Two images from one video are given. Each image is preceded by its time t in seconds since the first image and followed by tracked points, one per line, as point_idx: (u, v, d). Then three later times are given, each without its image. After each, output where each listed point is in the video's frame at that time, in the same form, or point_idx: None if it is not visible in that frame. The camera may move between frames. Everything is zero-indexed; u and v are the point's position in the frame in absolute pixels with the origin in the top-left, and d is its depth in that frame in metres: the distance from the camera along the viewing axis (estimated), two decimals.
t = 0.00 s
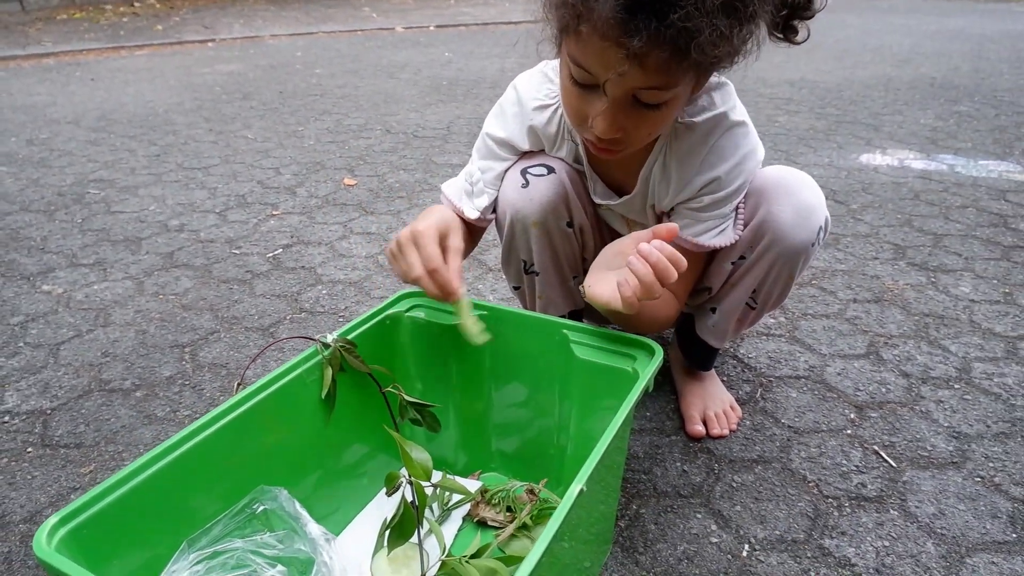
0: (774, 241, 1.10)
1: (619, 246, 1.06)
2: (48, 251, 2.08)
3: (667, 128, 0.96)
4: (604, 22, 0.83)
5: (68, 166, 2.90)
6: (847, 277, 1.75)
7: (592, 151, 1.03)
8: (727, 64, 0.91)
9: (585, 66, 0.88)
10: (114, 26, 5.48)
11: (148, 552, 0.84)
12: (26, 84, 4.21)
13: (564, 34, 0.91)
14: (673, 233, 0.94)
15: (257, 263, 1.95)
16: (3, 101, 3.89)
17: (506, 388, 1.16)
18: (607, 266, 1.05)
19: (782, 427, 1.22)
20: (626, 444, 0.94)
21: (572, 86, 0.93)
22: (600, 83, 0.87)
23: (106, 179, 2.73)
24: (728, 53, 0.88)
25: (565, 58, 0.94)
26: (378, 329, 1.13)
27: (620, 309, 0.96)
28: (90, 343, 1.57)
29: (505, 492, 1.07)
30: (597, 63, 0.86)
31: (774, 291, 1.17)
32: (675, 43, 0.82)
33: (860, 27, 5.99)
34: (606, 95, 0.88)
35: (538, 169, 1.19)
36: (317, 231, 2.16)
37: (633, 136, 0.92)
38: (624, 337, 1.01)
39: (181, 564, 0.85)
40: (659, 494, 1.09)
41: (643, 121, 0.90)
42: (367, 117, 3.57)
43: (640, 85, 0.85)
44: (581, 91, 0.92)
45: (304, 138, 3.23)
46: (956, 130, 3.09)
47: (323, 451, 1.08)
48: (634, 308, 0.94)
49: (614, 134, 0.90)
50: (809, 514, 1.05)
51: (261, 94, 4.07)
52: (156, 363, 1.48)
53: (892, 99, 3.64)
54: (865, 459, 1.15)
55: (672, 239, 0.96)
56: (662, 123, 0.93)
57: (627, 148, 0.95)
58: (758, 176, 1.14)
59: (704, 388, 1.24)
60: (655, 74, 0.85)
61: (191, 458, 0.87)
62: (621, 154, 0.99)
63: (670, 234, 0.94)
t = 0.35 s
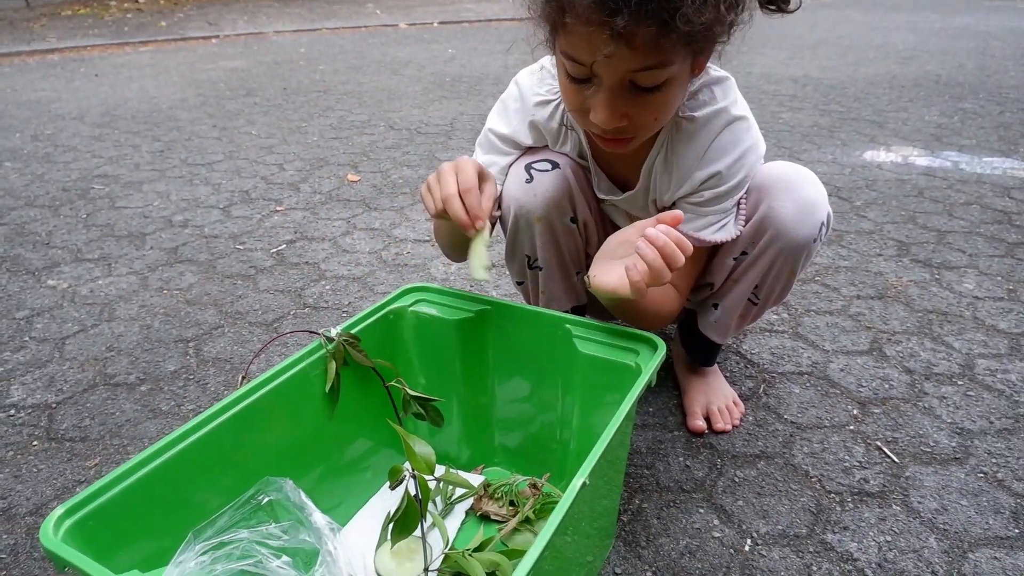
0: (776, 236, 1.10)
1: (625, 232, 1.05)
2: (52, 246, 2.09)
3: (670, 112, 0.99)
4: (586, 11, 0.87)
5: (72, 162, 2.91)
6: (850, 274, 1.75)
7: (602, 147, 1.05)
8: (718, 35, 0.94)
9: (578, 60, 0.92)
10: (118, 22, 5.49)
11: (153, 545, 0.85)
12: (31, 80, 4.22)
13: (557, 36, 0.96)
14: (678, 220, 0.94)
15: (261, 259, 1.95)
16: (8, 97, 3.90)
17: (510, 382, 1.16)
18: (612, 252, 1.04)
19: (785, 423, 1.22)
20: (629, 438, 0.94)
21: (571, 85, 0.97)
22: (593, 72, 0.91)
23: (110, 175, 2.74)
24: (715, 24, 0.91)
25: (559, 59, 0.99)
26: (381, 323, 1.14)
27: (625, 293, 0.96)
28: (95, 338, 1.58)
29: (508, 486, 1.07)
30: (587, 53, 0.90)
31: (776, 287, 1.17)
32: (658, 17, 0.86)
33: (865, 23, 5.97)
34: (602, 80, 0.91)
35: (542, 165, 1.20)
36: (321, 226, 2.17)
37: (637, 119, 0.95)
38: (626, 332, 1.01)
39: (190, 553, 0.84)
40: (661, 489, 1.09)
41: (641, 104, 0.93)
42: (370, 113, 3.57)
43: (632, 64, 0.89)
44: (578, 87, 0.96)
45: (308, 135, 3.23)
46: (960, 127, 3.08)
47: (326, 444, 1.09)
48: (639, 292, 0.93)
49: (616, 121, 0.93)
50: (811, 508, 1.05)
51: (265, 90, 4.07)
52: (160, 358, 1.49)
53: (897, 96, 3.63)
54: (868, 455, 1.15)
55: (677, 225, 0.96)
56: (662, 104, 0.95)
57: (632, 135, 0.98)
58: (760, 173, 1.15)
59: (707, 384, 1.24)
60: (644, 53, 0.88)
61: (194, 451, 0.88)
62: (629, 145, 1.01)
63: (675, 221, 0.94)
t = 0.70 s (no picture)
0: (778, 231, 1.10)
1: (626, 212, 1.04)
2: (56, 243, 2.09)
3: (670, 95, 0.99)
4: None
5: (75, 160, 2.91)
6: (853, 271, 1.75)
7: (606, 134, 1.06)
8: (711, 14, 0.95)
9: (573, 46, 0.93)
10: (120, 20, 5.49)
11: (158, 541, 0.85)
12: (33, 78, 4.22)
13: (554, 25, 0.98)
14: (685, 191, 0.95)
15: (264, 256, 1.96)
16: (11, 95, 3.90)
17: (512, 380, 1.17)
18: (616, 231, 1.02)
19: (787, 420, 1.22)
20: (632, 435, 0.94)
21: (570, 72, 0.98)
22: (590, 57, 0.92)
23: (113, 173, 2.74)
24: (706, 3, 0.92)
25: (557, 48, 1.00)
26: (384, 321, 1.14)
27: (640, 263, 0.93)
28: (98, 336, 1.58)
29: (511, 483, 1.07)
30: (582, 37, 0.91)
31: (779, 283, 1.16)
32: None
33: (868, 21, 5.95)
34: (598, 64, 0.92)
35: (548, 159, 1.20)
36: (323, 224, 2.17)
37: (637, 101, 0.96)
38: (628, 329, 1.02)
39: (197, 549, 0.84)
40: (664, 486, 1.09)
41: (640, 86, 0.94)
42: (372, 111, 3.57)
43: (626, 46, 0.89)
44: (576, 74, 0.97)
45: (310, 133, 3.23)
46: (963, 125, 3.07)
47: (329, 441, 1.09)
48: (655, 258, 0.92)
49: (615, 105, 0.94)
50: (814, 505, 1.05)
51: (267, 89, 4.07)
52: (164, 355, 1.49)
53: (899, 93, 3.63)
54: (870, 451, 1.16)
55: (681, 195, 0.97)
56: (660, 86, 0.96)
57: (634, 119, 0.98)
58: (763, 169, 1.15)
59: (710, 380, 1.25)
60: (639, 35, 0.89)
61: (197, 448, 0.88)
62: (632, 131, 1.02)
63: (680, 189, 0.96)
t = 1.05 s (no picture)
0: (778, 227, 1.11)
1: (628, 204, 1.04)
2: (56, 242, 2.09)
3: (672, 88, 1.00)
4: None
5: (75, 159, 2.91)
6: (853, 269, 1.75)
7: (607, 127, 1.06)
8: (715, 7, 0.95)
9: (578, 39, 0.93)
10: (119, 19, 5.48)
11: (162, 538, 0.86)
12: (33, 77, 4.22)
13: (557, 18, 0.98)
14: (685, 173, 0.96)
15: (265, 255, 1.96)
16: (10, 94, 3.90)
17: (513, 378, 1.17)
18: (621, 223, 1.02)
19: (788, 417, 1.23)
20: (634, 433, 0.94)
21: (573, 65, 0.98)
22: (593, 49, 0.93)
23: (113, 172, 2.74)
24: None
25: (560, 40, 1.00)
26: (385, 319, 1.15)
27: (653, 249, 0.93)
28: (100, 334, 1.58)
29: (512, 480, 1.08)
30: (587, 29, 0.91)
31: (780, 280, 1.17)
32: None
33: (867, 19, 5.96)
34: (603, 57, 0.93)
35: (550, 158, 1.20)
36: (323, 223, 2.17)
37: (640, 94, 0.96)
38: (630, 327, 1.02)
39: (202, 545, 0.85)
40: (664, 483, 1.10)
41: (643, 78, 0.95)
42: (372, 110, 3.57)
43: (630, 39, 0.90)
44: (579, 66, 0.98)
45: (310, 132, 3.23)
46: (962, 123, 3.07)
47: (331, 438, 1.09)
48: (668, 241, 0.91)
49: (617, 97, 0.95)
50: (815, 502, 1.06)
51: (267, 88, 4.07)
52: (165, 354, 1.49)
53: (898, 92, 3.63)
54: (870, 449, 1.16)
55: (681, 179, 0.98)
56: (663, 79, 0.96)
57: (637, 112, 0.99)
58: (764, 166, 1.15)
59: (711, 378, 1.25)
60: (642, 27, 0.89)
61: (198, 446, 0.88)
62: (633, 124, 1.02)
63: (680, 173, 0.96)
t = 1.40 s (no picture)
0: (777, 231, 1.11)
1: (630, 211, 1.04)
2: (57, 243, 2.09)
3: (681, 90, 1.01)
4: None
5: (76, 159, 2.91)
6: (853, 273, 1.76)
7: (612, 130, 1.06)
8: (722, 14, 0.98)
9: (598, 36, 0.93)
10: (120, 20, 5.49)
11: (165, 538, 0.86)
12: (34, 77, 4.22)
13: (571, 18, 0.98)
14: (683, 178, 0.96)
15: (266, 257, 1.96)
16: (11, 94, 3.90)
17: (516, 381, 1.17)
18: (624, 230, 1.02)
19: (789, 421, 1.23)
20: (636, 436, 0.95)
21: (587, 65, 0.98)
22: (615, 46, 0.93)
23: (114, 173, 2.74)
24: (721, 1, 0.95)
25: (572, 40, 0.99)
26: (388, 322, 1.14)
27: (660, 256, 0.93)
28: (100, 335, 1.58)
29: (514, 484, 1.08)
30: (610, 25, 0.91)
31: (779, 284, 1.17)
32: None
33: (867, 23, 5.97)
34: (624, 54, 0.93)
35: (551, 162, 1.20)
36: (324, 225, 2.17)
37: (656, 93, 0.96)
38: (632, 330, 1.02)
39: (207, 546, 0.85)
40: (666, 487, 1.10)
41: (659, 77, 0.95)
42: (373, 112, 3.57)
43: (654, 36, 0.90)
44: (595, 66, 0.97)
45: (311, 133, 3.23)
46: (962, 127, 3.08)
47: (333, 440, 1.09)
48: (675, 249, 0.91)
49: (637, 96, 0.94)
50: (816, 505, 1.06)
51: (268, 89, 4.07)
52: (166, 355, 1.49)
53: (898, 95, 3.63)
54: (872, 453, 1.16)
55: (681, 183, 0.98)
56: (677, 80, 0.97)
57: (649, 113, 0.99)
58: (764, 170, 1.15)
59: (711, 381, 1.25)
60: (666, 25, 0.90)
61: (202, 449, 0.88)
62: (643, 126, 1.02)
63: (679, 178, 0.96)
